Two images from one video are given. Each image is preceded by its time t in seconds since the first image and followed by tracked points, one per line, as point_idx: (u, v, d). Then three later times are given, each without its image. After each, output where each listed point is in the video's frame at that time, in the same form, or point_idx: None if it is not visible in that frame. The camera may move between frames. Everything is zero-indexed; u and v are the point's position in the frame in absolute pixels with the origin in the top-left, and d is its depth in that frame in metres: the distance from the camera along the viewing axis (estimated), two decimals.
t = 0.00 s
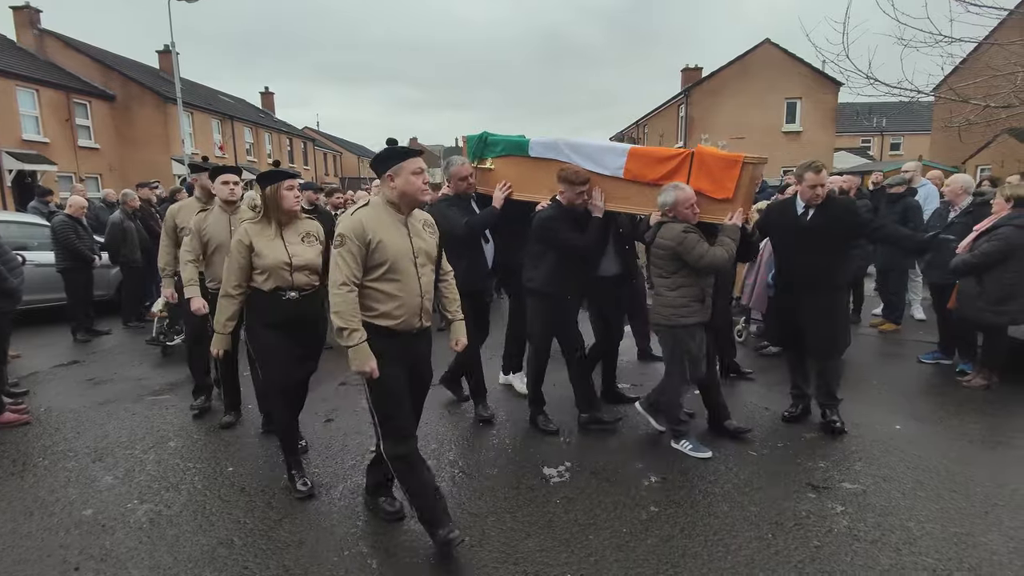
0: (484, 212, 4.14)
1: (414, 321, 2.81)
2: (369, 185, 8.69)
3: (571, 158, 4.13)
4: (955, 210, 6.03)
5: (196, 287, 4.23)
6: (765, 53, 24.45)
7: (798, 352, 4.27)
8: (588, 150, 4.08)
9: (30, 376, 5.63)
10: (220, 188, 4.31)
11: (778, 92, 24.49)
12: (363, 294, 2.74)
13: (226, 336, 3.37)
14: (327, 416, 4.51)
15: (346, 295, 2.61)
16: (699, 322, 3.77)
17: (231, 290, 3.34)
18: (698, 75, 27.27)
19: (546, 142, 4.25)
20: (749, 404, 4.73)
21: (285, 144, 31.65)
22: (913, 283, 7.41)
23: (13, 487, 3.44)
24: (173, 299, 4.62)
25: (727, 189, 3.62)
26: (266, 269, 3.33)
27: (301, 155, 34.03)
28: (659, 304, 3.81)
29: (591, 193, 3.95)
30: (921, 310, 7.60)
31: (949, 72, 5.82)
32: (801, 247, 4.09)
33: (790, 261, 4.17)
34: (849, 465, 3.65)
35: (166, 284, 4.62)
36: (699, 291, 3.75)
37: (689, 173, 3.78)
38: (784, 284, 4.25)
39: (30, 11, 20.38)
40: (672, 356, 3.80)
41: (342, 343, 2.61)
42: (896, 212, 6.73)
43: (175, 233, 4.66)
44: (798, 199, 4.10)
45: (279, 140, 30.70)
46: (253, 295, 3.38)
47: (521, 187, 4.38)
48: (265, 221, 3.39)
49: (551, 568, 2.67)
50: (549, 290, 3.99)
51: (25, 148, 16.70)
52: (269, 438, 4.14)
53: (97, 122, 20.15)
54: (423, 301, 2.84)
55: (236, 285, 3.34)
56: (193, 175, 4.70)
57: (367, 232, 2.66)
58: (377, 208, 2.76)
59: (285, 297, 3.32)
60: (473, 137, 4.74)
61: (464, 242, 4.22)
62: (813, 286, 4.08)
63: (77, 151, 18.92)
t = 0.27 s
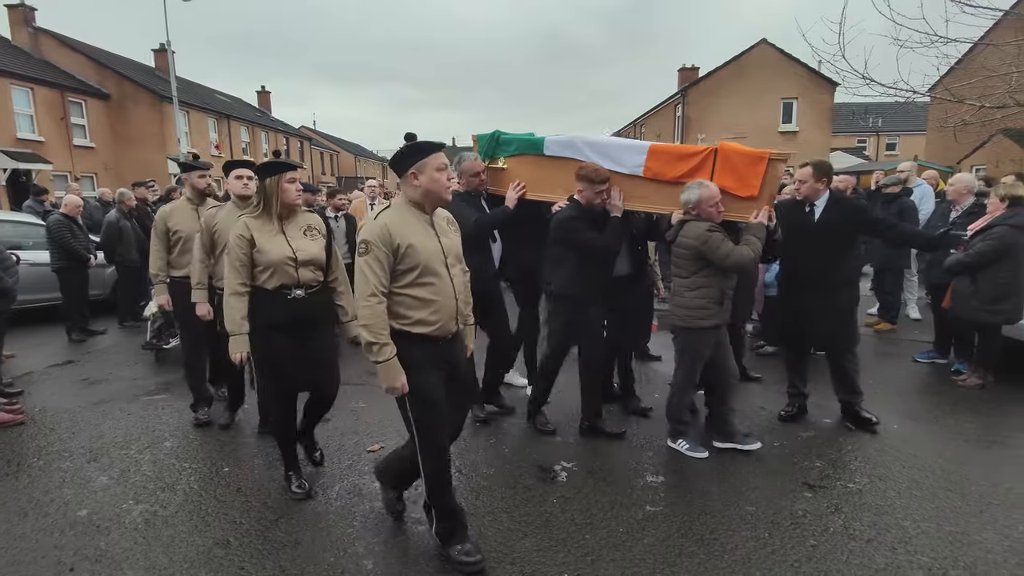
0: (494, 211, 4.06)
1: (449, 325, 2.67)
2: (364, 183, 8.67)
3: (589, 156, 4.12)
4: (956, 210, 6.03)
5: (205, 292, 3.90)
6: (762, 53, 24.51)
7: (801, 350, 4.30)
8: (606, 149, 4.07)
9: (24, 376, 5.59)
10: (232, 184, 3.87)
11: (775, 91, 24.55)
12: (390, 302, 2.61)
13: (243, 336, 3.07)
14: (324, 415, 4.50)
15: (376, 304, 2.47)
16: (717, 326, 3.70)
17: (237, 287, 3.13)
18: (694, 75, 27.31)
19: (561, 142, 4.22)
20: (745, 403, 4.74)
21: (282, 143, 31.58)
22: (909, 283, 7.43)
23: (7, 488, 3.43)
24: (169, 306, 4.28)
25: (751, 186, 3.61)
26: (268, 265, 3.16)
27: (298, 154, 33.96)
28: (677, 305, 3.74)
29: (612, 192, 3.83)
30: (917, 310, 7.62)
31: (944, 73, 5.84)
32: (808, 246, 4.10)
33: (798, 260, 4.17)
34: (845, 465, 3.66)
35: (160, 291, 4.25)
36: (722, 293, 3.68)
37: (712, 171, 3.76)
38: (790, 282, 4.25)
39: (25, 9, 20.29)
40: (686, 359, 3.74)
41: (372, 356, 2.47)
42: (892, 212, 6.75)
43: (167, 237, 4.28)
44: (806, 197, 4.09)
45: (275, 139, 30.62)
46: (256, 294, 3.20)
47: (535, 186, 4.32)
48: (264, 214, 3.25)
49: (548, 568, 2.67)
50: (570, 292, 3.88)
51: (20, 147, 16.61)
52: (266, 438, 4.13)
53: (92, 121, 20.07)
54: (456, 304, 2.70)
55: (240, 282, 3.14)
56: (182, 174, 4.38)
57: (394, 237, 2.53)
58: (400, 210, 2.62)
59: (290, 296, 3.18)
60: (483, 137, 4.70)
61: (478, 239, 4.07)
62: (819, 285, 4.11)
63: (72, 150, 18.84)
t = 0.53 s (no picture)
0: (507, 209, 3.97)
1: (477, 322, 2.56)
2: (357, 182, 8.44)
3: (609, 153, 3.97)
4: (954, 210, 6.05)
5: (206, 295, 3.88)
6: (758, 52, 24.56)
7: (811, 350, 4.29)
8: (626, 145, 3.93)
9: (18, 376, 5.56)
10: (235, 182, 3.75)
11: (771, 91, 24.62)
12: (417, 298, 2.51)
13: (276, 336, 2.89)
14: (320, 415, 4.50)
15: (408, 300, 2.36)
16: (745, 326, 3.61)
17: (254, 289, 2.97)
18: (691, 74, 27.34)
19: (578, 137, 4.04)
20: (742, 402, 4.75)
21: (278, 142, 31.50)
22: (904, 283, 7.46)
23: (1, 488, 3.41)
24: (162, 308, 4.15)
25: (778, 184, 3.57)
26: (281, 267, 3.04)
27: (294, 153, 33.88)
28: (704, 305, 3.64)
29: (630, 189, 3.78)
30: (912, 309, 7.65)
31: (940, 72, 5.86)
32: (819, 246, 4.06)
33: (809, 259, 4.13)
34: (840, 463, 3.67)
35: (150, 290, 4.10)
36: (750, 294, 3.59)
37: (737, 170, 3.71)
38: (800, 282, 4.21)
39: (19, 7, 20.16)
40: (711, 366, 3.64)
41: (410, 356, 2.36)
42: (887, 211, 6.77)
43: (156, 232, 4.19)
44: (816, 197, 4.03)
45: (271, 138, 30.54)
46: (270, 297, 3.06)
47: (550, 183, 4.12)
48: (275, 213, 3.11)
49: (545, 567, 2.67)
50: (591, 292, 3.82)
51: (14, 145, 16.51)
52: (261, 437, 4.12)
53: (87, 119, 19.97)
54: (484, 300, 2.60)
55: (254, 285, 2.98)
56: (170, 167, 4.23)
57: (420, 229, 2.43)
58: (425, 202, 2.53)
59: (303, 300, 3.06)
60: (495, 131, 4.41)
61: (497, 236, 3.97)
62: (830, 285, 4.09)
63: (66, 149, 18.75)
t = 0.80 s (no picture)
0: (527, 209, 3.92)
1: (506, 332, 2.51)
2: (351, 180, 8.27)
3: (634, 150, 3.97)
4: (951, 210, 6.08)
5: (199, 307, 3.72)
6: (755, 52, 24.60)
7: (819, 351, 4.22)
8: (652, 142, 3.94)
9: (12, 376, 5.53)
10: (225, 183, 3.57)
11: (767, 91, 24.68)
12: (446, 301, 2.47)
13: (283, 353, 2.83)
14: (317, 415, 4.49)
15: (443, 303, 2.32)
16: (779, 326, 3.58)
17: (277, 293, 2.83)
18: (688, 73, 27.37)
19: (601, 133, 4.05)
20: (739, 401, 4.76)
21: (274, 140, 31.43)
22: (900, 282, 7.50)
23: None
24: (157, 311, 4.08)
25: (808, 182, 3.59)
26: (311, 268, 2.88)
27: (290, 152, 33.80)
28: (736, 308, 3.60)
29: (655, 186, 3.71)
30: (907, 308, 7.68)
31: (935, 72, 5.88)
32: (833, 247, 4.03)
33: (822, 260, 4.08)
34: (836, 462, 3.68)
35: (146, 295, 4.07)
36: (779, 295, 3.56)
37: (765, 167, 3.71)
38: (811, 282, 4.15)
39: (13, 4, 20.06)
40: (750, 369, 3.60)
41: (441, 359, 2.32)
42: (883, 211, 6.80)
43: (151, 233, 4.13)
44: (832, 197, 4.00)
45: (268, 137, 30.46)
46: (294, 300, 2.91)
47: (569, 180, 4.12)
48: (304, 213, 2.96)
49: (542, 567, 2.67)
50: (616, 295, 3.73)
51: (8, 143, 16.42)
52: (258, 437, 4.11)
53: (81, 118, 19.89)
54: (517, 308, 2.55)
55: (280, 288, 2.85)
56: (168, 166, 4.14)
57: (459, 231, 2.39)
58: (464, 203, 2.49)
59: (330, 305, 2.90)
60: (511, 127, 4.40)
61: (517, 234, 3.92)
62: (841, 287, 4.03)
63: (61, 147, 18.67)
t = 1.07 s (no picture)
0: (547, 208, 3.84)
1: (562, 333, 2.46)
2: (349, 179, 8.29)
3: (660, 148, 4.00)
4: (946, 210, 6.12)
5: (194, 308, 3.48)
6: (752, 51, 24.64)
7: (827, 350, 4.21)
8: (680, 142, 3.96)
9: (8, 375, 5.51)
10: (220, 174, 3.51)
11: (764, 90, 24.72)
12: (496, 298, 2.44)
13: (314, 349, 2.71)
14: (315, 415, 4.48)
15: (496, 300, 2.28)
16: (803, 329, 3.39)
17: (304, 290, 2.73)
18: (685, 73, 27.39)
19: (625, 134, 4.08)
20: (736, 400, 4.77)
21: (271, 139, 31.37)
22: (896, 281, 7.53)
23: None
24: (156, 315, 3.93)
25: (840, 182, 3.56)
26: (337, 264, 2.78)
27: (287, 151, 33.74)
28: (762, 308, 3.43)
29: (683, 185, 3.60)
30: (903, 307, 7.71)
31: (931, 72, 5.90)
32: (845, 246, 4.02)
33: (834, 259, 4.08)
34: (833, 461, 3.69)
35: (144, 296, 3.91)
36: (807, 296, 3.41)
37: (797, 167, 3.69)
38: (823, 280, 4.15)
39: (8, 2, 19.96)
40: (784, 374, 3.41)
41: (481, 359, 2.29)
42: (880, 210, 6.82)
43: (153, 233, 4.01)
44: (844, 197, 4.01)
45: (265, 135, 30.39)
46: (320, 297, 2.81)
47: (594, 180, 4.17)
48: (331, 207, 2.85)
49: (540, 566, 2.67)
50: (643, 297, 3.62)
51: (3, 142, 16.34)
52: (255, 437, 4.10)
53: (77, 117, 19.80)
54: (573, 311, 2.50)
55: (305, 284, 2.74)
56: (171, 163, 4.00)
57: (517, 228, 2.34)
58: (524, 200, 2.44)
59: (358, 302, 2.81)
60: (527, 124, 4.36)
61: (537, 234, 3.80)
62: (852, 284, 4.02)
63: (57, 146, 18.58)
